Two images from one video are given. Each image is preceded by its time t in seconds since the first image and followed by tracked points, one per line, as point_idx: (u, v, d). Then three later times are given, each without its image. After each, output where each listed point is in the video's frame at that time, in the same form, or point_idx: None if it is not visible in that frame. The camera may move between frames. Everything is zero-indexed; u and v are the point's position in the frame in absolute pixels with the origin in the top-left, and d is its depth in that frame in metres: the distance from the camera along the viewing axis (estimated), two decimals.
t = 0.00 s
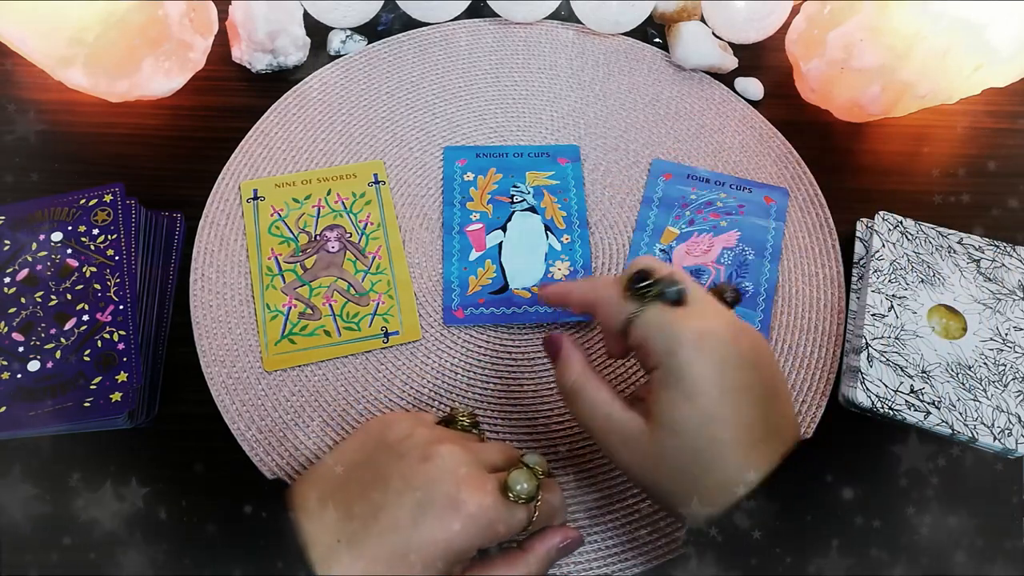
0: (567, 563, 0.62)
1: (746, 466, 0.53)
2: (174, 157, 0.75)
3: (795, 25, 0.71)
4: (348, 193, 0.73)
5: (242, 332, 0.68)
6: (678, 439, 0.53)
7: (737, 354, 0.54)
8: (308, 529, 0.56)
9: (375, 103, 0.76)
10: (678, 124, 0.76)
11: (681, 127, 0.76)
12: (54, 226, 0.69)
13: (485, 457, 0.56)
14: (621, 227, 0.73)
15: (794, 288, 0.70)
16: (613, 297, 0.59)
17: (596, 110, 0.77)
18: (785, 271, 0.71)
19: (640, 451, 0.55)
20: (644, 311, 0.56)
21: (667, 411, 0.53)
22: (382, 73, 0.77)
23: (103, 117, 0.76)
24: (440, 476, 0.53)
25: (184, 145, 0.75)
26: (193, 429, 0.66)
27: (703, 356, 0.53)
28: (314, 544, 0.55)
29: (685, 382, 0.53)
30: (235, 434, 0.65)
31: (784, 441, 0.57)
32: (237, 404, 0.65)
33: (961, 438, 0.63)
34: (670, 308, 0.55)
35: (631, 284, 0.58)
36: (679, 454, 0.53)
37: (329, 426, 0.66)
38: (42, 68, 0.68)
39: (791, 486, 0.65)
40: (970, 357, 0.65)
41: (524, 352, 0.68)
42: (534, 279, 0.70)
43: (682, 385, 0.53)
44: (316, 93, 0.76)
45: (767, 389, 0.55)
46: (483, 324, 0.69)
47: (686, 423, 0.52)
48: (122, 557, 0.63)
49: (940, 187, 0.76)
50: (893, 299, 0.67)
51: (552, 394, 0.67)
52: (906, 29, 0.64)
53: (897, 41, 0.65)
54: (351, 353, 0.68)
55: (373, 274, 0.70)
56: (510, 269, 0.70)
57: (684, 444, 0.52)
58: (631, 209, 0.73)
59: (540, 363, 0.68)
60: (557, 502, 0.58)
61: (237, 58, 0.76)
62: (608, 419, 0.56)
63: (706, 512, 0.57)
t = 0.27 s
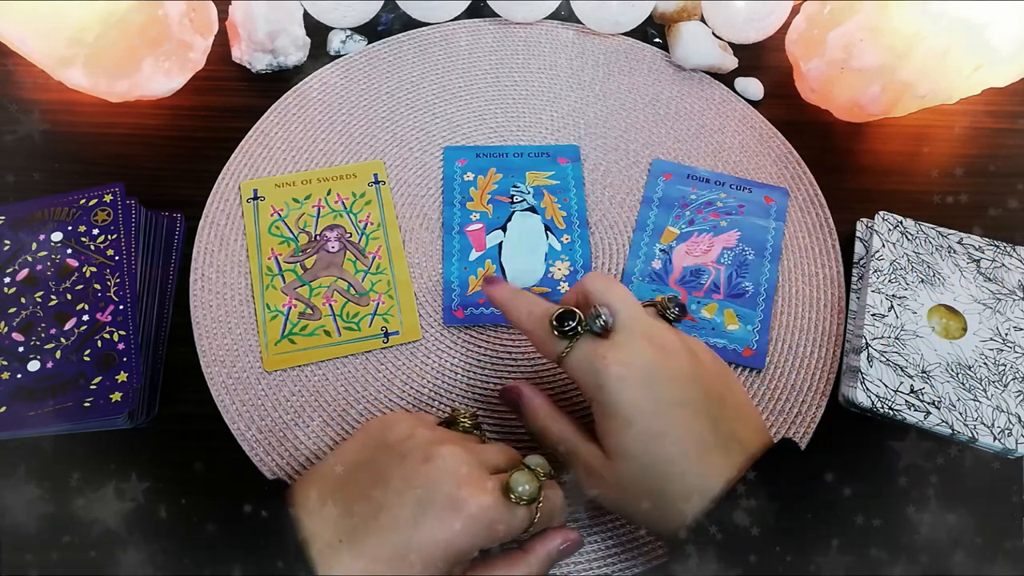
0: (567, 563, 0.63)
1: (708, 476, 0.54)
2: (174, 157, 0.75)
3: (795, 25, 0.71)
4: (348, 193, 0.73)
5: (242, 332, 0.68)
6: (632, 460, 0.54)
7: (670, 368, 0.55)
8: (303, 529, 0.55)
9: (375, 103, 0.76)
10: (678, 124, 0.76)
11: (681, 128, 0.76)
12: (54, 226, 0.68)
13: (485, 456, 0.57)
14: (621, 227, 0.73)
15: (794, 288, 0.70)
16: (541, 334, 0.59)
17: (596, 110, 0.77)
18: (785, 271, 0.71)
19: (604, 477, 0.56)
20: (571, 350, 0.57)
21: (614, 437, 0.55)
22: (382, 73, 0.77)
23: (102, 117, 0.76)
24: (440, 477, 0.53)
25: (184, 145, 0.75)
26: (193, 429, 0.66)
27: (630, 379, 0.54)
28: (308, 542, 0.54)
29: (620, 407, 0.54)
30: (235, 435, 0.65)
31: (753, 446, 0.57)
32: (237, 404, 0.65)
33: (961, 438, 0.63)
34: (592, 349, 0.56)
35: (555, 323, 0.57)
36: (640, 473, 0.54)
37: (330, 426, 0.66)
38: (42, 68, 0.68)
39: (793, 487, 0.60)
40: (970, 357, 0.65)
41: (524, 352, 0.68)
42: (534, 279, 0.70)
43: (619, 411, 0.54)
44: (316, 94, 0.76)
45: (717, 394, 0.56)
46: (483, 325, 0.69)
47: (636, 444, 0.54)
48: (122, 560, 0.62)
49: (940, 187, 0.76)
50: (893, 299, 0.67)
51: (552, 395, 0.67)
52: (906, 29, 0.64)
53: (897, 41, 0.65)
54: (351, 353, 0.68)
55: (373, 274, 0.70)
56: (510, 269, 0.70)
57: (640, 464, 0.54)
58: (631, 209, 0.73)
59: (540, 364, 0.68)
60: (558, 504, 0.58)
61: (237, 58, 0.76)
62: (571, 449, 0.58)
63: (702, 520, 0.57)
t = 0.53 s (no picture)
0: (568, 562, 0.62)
1: (747, 460, 0.53)
2: (174, 158, 0.75)
3: (795, 25, 0.71)
4: (348, 193, 0.73)
5: (242, 332, 0.68)
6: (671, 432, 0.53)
7: (721, 342, 0.54)
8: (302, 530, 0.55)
9: (375, 103, 0.76)
10: (678, 124, 0.76)
11: (681, 128, 0.76)
12: (54, 226, 0.68)
13: (485, 456, 0.56)
14: (621, 227, 0.73)
15: (794, 288, 0.70)
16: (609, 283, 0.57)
17: (596, 110, 0.77)
18: (785, 271, 0.71)
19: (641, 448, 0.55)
20: (636, 305, 0.55)
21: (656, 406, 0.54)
22: (382, 73, 0.77)
23: (102, 117, 0.76)
24: (441, 477, 0.53)
25: (184, 145, 0.75)
26: (193, 430, 0.66)
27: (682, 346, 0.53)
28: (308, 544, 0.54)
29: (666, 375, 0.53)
30: (235, 435, 0.65)
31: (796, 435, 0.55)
32: (236, 404, 0.65)
33: (961, 438, 0.63)
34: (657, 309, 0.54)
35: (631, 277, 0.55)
36: (678, 447, 0.53)
37: (330, 426, 0.66)
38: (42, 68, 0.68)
39: (789, 485, 0.65)
40: (970, 357, 0.65)
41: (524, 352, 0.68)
42: (534, 279, 0.70)
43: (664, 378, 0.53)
44: (316, 93, 0.76)
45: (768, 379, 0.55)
46: (483, 324, 0.69)
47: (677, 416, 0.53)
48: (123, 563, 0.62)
49: (940, 187, 0.76)
50: (893, 299, 0.67)
51: (552, 394, 0.67)
52: (906, 29, 0.64)
53: (897, 41, 0.65)
54: (351, 353, 0.68)
55: (373, 274, 0.70)
56: (510, 269, 0.70)
57: (680, 437, 0.53)
58: (631, 209, 0.73)
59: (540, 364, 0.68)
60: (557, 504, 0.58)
61: (237, 58, 0.76)
62: (609, 418, 0.57)
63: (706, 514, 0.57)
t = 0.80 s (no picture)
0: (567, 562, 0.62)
1: (747, 463, 0.52)
2: (174, 157, 0.75)
3: (795, 25, 0.71)
4: (348, 193, 0.73)
5: (242, 332, 0.68)
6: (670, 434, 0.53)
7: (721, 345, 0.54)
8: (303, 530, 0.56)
9: (375, 103, 0.76)
10: (678, 124, 0.76)
11: (681, 128, 0.76)
12: (54, 226, 0.68)
13: (484, 455, 0.56)
14: (621, 227, 0.73)
15: (794, 287, 0.70)
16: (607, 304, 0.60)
17: (596, 110, 0.77)
18: (785, 271, 0.71)
19: (640, 449, 0.55)
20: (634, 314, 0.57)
21: (656, 408, 0.54)
22: (382, 73, 0.77)
23: (102, 117, 0.76)
24: (441, 477, 0.53)
25: (184, 145, 0.75)
26: (193, 430, 0.66)
27: (679, 346, 0.54)
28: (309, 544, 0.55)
29: (666, 376, 0.53)
30: (236, 435, 0.65)
31: (795, 443, 0.55)
32: (237, 404, 0.65)
33: (961, 438, 0.63)
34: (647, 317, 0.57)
35: (624, 289, 0.58)
36: (677, 450, 0.53)
37: (330, 426, 0.66)
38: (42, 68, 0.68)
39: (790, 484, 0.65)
40: (970, 357, 0.65)
41: (525, 352, 0.68)
42: (534, 279, 0.70)
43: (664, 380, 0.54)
44: (316, 93, 0.76)
45: (770, 382, 0.55)
46: (483, 324, 0.69)
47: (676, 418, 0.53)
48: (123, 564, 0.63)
49: (940, 187, 0.76)
50: (893, 299, 0.67)
51: (552, 395, 0.67)
52: (906, 29, 0.64)
53: (897, 41, 0.65)
54: (351, 353, 0.68)
55: (373, 274, 0.70)
56: (510, 269, 0.70)
57: (679, 442, 0.53)
58: (631, 209, 0.73)
59: (540, 364, 0.68)
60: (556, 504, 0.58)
61: (237, 57, 0.76)
62: (608, 423, 0.57)
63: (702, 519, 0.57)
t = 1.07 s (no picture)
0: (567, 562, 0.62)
1: (744, 466, 0.53)
2: (174, 158, 0.75)
3: (795, 25, 0.71)
4: (348, 193, 0.73)
5: (242, 332, 0.68)
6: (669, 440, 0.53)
7: (720, 349, 0.54)
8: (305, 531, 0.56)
9: (375, 103, 0.76)
10: (678, 124, 0.76)
11: (681, 128, 0.76)
12: (54, 226, 0.68)
13: (484, 455, 0.56)
14: (621, 227, 0.73)
15: (794, 287, 0.70)
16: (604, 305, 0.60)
17: (596, 110, 0.77)
18: (785, 271, 0.71)
19: (639, 454, 0.55)
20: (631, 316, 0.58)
21: (654, 411, 0.54)
22: (382, 73, 0.77)
23: (102, 117, 0.76)
24: (441, 477, 0.53)
25: (183, 145, 0.75)
26: (193, 430, 0.66)
27: (679, 351, 0.54)
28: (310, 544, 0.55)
29: (665, 381, 0.53)
30: (236, 435, 0.65)
31: (792, 445, 0.55)
32: (237, 404, 0.65)
33: (961, 438, 0.63)
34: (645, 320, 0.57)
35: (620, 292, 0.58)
36: (675, 453, 0.53)
37: (330, 426, 0.66)
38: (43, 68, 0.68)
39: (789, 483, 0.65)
40: (970, 357, 0.65)
41: (525, 352, 0.68)
42: (534, 279, 0.70)
43: (664, 384, 0.53)
44: (316, 93, 0.76)
45: (768, 385, 0.55)
46: (483, 325, 0.69)
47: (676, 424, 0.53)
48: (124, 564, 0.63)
49: (940, 187, 0.76)
50: (893, 299, 0.67)
51: (552, 395, 0.67)
52: (906, 29, 0.64)
53: (896, 41, 0.65)
54: (351, 353, 0.68)
55: (373, 274, 0.70)
56: (510, 269, 0.70)
57: (680, 444, 0.53)
58: (631, 209, 0.73)
59: (540, 364, 0.68)
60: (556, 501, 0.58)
61: (237, 58, 0.76)
62: (606, 426, 0.57)
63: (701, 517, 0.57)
